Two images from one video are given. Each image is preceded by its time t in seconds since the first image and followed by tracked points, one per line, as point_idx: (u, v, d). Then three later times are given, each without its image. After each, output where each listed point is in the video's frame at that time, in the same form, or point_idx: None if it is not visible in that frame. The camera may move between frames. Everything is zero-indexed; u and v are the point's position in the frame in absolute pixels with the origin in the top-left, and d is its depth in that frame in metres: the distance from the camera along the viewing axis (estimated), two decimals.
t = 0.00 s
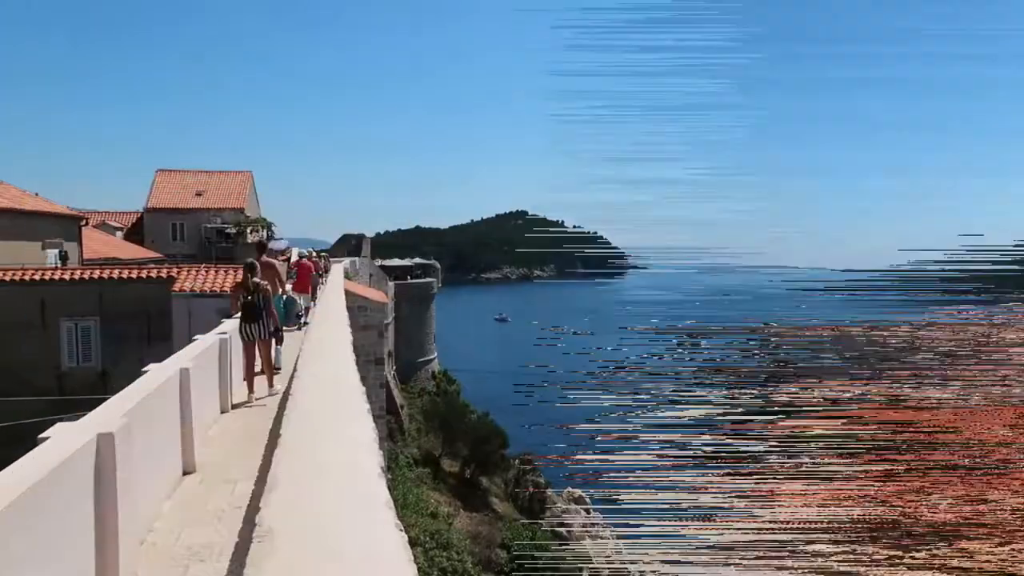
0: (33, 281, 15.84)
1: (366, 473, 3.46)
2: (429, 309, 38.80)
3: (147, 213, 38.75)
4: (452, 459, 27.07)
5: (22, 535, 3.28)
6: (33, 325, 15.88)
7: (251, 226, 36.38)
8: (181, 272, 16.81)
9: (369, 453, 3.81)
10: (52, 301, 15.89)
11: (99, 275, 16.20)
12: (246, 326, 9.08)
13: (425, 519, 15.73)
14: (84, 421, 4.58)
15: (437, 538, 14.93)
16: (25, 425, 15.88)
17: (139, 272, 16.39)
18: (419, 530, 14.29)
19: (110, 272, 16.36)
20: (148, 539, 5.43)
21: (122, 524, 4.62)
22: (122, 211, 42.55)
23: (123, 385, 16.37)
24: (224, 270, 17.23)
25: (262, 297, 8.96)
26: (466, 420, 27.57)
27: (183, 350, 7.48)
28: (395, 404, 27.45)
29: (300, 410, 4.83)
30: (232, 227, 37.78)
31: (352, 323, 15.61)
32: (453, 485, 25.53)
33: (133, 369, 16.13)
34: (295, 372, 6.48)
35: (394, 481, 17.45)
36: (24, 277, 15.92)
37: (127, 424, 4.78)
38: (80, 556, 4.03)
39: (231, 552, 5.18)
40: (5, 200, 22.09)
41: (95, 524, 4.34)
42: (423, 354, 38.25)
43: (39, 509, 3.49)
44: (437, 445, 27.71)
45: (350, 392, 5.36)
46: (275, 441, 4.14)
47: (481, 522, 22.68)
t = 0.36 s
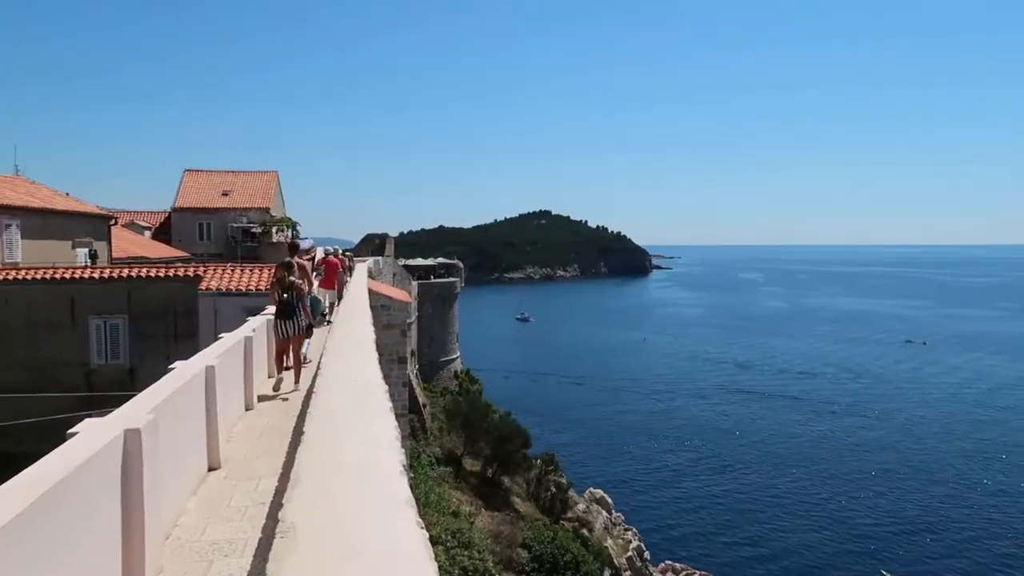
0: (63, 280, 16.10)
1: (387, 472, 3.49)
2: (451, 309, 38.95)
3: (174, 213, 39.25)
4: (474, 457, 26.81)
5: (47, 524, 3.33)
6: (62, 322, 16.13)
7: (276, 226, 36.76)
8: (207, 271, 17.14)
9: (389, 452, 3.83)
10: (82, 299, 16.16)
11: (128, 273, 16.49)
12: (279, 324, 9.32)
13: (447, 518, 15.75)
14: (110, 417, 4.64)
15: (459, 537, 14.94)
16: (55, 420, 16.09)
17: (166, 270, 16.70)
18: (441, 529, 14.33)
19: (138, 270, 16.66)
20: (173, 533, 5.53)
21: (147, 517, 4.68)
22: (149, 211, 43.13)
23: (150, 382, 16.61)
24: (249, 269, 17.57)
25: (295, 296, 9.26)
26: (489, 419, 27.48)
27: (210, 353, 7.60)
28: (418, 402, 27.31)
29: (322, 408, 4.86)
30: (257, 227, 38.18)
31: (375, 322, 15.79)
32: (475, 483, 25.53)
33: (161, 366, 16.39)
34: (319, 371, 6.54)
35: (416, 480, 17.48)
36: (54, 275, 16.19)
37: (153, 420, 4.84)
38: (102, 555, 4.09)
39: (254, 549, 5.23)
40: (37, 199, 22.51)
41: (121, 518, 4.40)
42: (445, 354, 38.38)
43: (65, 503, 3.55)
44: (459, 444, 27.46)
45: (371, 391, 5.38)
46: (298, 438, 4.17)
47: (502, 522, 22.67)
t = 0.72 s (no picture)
0: (77, 277, 16.22)
1: (396, 471, 3.47)
2: (462, 308, 38.95)
3: (187, 211, 39.49)
4: (484, 456, 26.87)
5: (59, 522, 3.33)
6: (76, 319, 16.24)
7: (288, 225, 36.90)
8: (219, 269, 17.23)
9: (400, 451, 3.81)
10: (95, 297, 16.27)
11: (141, 271, 16.59)
12: (291, 319, 9.37)
13: (457, 517, 15.75)
14: (122, 415, 4.66)
15: (469, 537, 14.94)
16: (69, 417, 16.25)
17: (179, 269, 16.80)
18: (451, 528, 14.33)
19: (151, 269, 16.76)
20: (184, 530, 5.55)
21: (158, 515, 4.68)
22: (162, 210, 43.39)
23: (162, 379, 16.70)
24: (260, 267, 17.64)
25: (307, 293, 9.29)
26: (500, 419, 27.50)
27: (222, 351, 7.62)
28: (429, 401, 27.36)
29: (333, 406, 4.85)
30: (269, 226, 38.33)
31: (387, 320, 15.84)
32: (485, 482, 25.59)
33: (173, 364, 16.48)
34: (330, 368, 6.55)
35: (426, 479, 17.49)
36: (68, 273, 16.30)
37: (165, 417, 4.85)
38: (114, 551, 4.11)
39: (265, 547, 5.24)
40: (52, 198, 22.68)
41: (133, 514, 4.41)
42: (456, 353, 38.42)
43: (77, 500, 3.56)
44: (469, 443, 27.49)
45: (383, 391, 5.36)
46: (310, 437, 4.14)
47: (512, 521, 22.68)
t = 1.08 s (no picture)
0: (77, 280, 16.25)
1: (396, 471, 3.50)
2: (462, 309, 38.97)
3: (187, 213, 39.53)
4: (485, 457, 26.89)
5: (61, 525, 3.35)
6: (77, 322, 16.27)
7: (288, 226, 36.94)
8: (219, 271, 17.25)
9: (401, 452, 3.84)
10: (96, 299, 16.28)
11: (141, 274, 16.61)
12: (290, 318, 9.38)
13: (458, 518, 15.77)
14: (124, 417, 4.68)
15: (469, 538, 14.96)
16: (70, 420, 16.24)
17: (179, 271, 16.82)
18: (451, 529, 14.36)
19: (151, 271, 16.78)
20: (185, 532, 5.57)
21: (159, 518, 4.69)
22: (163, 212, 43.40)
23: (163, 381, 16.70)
24: (260, 269, 17.66)
25: (305, 292, 9.28)
26: (500, 420, 27.48)
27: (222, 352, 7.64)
28: (429, 402, 27.37)
29: (333, 407, 4.88)
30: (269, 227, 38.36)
31: (386, 321, 15.85)
32: (486, 483, 25.61)
33: (174, 366, 16.48)
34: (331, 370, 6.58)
35: (427, 480, 17.51)
36: (69, 276, 16.33)
37: (165, 419, 4.86)
38: (116, 552, 4.13)
39: (265, 549, 5.26)
40: (53, 201, 22.72)
41: (134, 516, 4.43)
42: (456, 354, 38.43)
43: (79, 502, 3.58)
44: (470, 444, 27.52)
45: (382, 392, 5.38)
46: (309, 439, 4.15)
47: (513, 522, 22.71)
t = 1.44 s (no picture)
0: (69, 272, 16.18)
1: (389, 462, 3.52)
2: (455, 303, 38.96)
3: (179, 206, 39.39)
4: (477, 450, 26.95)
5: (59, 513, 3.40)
6: (69, 314, 16.21)
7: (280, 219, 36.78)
8: (212, 264, 17.21)
9: (392, 444, 3.86)
10: (88, 291, 16.22)
11: (133, 266, 16.55)
12: (285, 310, 9.38)
13: (450, 511, 15.84)
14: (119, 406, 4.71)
15: (462, 531, 15.01)
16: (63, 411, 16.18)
17: (172, 264, 16.76)
18: (444, 523, 14.43)
19: (143, 263, 16.71)
20: (178, 524, 5.57)
21: (154, 506, 4.72)
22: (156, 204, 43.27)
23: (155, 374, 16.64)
24: (254, 262, 17.63)
25: (301, 285, 9.26)
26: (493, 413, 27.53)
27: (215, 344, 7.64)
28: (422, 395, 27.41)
29: (326, 401, 4.90)
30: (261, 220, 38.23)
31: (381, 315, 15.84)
32: (479, 476, 25.66)
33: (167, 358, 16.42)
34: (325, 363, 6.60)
35: (421, 474, 17.57)
36: (61, 268, 16.25)
37: (159, 410, 4.88)
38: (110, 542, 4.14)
39: (257, 541, 5.26)
40: (44, 193, 22.60)
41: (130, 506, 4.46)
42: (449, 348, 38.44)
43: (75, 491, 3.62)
44: (462, 437, 27.57)
45: (374, 385, 5.42)
46: (303, 430, 4.18)
47: (505, 516, 22.81)
